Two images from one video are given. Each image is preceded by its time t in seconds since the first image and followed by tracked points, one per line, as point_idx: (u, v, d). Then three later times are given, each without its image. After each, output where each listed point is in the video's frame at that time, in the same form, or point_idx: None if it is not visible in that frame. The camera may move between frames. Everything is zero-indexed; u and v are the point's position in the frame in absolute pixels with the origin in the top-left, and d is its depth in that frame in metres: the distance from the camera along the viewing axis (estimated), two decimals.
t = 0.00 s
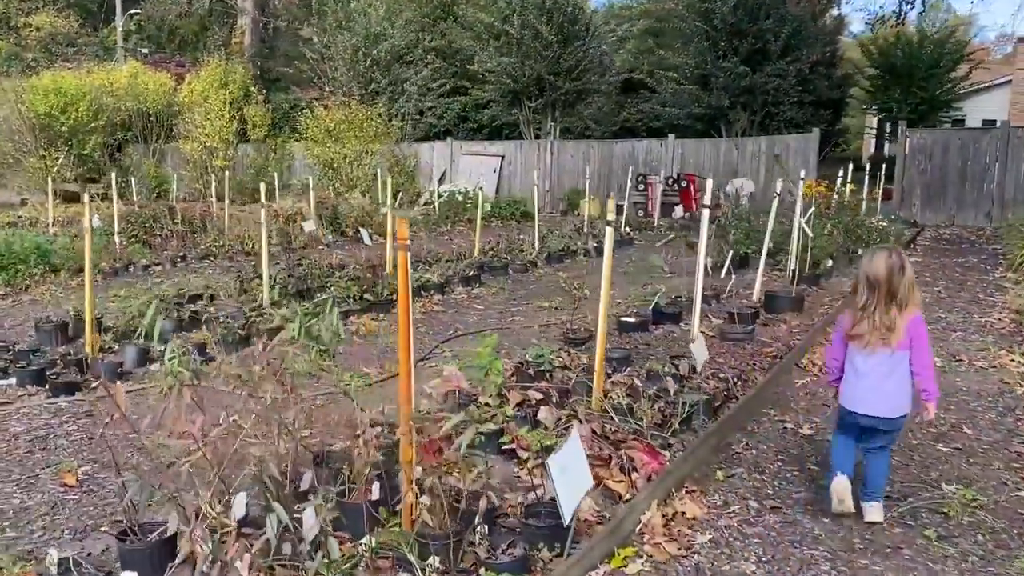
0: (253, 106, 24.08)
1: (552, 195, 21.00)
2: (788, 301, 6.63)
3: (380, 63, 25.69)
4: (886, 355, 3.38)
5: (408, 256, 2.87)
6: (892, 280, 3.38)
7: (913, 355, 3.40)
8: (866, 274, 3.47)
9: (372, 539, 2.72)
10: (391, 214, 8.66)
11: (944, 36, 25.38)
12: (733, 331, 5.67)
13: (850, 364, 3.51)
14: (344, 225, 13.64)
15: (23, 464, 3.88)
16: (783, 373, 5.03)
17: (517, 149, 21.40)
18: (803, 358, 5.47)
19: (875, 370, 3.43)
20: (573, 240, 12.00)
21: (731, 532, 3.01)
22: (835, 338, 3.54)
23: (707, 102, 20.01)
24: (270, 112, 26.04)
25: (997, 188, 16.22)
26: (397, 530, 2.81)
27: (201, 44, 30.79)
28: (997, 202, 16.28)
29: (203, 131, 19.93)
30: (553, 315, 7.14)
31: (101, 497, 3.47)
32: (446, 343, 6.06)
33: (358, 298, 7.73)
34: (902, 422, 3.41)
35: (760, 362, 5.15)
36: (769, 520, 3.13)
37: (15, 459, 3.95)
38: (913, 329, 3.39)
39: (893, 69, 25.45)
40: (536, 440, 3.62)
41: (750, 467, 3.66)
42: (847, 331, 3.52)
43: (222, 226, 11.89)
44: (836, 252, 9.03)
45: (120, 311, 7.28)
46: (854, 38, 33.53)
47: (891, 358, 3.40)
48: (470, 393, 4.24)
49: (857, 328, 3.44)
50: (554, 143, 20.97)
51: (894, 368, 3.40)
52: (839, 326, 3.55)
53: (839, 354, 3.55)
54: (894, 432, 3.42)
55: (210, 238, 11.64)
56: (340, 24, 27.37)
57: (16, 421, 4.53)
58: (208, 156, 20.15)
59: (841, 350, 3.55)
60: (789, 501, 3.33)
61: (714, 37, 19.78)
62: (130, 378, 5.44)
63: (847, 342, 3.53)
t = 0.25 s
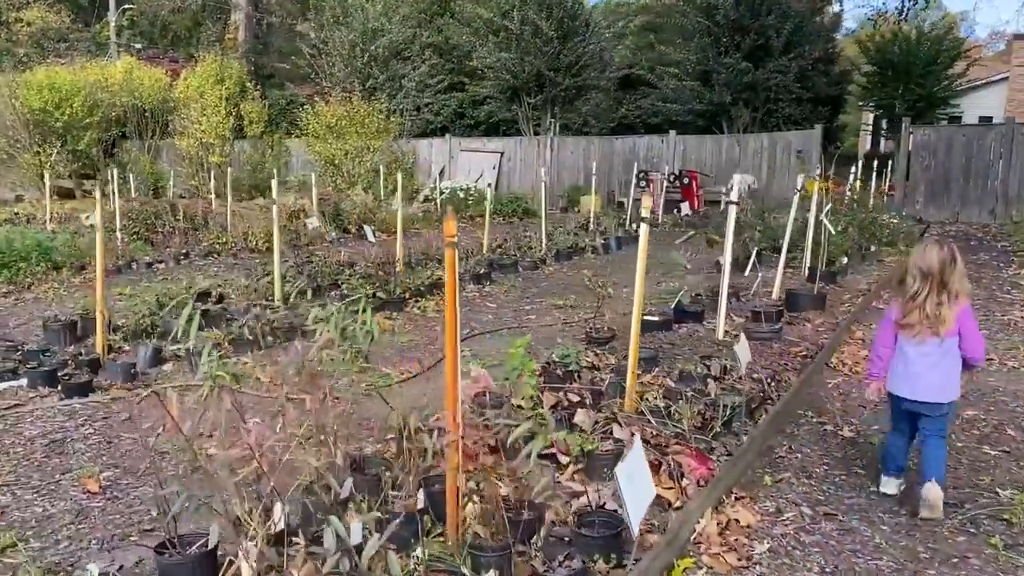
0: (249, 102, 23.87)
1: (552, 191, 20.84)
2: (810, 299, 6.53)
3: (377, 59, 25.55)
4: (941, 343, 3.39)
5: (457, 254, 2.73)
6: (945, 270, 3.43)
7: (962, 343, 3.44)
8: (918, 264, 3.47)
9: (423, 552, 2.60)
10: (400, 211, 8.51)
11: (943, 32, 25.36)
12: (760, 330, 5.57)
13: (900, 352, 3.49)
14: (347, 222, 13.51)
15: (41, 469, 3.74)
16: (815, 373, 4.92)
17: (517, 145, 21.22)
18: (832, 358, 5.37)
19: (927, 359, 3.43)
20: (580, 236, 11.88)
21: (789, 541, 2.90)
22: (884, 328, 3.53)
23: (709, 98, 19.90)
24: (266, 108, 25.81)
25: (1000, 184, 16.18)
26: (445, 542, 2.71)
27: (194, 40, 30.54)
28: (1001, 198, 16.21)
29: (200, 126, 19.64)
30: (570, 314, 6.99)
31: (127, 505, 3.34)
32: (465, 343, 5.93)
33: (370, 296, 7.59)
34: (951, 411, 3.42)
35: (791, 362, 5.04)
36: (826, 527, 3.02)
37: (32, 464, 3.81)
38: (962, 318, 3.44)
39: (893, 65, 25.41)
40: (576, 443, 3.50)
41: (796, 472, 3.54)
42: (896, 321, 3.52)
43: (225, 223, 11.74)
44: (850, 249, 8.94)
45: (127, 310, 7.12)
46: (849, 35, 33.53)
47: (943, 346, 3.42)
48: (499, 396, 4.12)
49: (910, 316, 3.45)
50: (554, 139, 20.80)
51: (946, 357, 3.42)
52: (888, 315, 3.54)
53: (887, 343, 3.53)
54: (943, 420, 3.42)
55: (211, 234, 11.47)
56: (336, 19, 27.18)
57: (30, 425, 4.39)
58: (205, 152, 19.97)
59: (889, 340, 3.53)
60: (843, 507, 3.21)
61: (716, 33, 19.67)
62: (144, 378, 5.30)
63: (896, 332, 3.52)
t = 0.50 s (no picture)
0: (245, 98, 23.68)
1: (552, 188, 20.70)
2: (833, 298, 6.44)
3: (375, 55, 25.48)
4: (986, 333, 3.46)
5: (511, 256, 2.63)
6: (994, 263, 3.45)
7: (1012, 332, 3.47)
8: (964, 257, 3.52)
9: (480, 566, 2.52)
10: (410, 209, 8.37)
11: (941, 29, 25.34)
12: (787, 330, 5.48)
13: (948, 341, 3.59)
14: (349, 219, 13.39)
15: (63, 478, 3.61)
16: (849, 375, 4.83)
17: (516, 142, 21.07)
18: (862, 358, 5.28)
19: (975, 348, 3.51)
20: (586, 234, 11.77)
21: (852, 553, 2.81)
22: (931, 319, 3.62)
23: (711, 94, 19.82)
24: (262, 104, 25.61)
25: (1003, 181, 16.07)
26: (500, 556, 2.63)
27: (186, 36, 30.31)
28: (1003, 195, 16.11)
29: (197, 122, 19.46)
30: (585, 314, 6.88)
31: (158, 517, 3.22)
32: (485, 344, 5.83)
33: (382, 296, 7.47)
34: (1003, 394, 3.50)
35: (823, 364, 4.95)
36: (886, 539, 2.94)
37: (53, 472, 3.68)
38: (1011, 307, 3.46)
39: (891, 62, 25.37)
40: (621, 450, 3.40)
41: (846, 479, 3.45)
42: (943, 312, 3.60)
43: (227, 220, 11.60)
44: (864, 247, 8.87)
45: (136, 310, 6.98)
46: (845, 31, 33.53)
47: (990, 335, 3.48)
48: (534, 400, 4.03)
49: (956, 306, 3.51)
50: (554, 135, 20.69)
51: (994, 346, 3.47)
52: (934, 306, 3.63)
53: (935, 332, 3.62)
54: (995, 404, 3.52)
55: (214, 232, 11.34)
56: (332, 15, 26.99)
57: (46, 430, 4.25)
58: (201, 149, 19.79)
59: (937, 329, 3.62)
60: (900, 516, 3.12)
61: (717, 29, 19.58)
62: (159, 381, 5.16)
63: (943, 321, 3.61)
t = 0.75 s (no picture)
0: (239, 92, 23.46)
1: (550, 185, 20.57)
2: (854, 296, 6.34)
3: (370, 50, 25.24)
4: None
5: (564, 256, 2.50)
6: None
7: None
8: None
9: None
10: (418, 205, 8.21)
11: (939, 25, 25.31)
12: (812, 330, 5.39)
13: (1000, 334, 3.56)
14: (349, 215, 13.18)
15: (79, 487, 3.46)
16: (881, 375, 4.71)
17: (514, 138, 20.91)
18: (890, 358, 5.18)
19: None
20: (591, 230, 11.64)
21: (915, 565, 2.70)
22: (987, 309, 3.58)
23: (711, 90, 19.72)
24: (255, 99, 25.37)
25: (1005, 178, 16.06)
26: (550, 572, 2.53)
27: (177, 30, 30.02)
28: (1005, 192, 16.13)
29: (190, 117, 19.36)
30: (601, 313, 6.75)
31: (184, 529, 3.08)
32: (503, 344, 5.70)
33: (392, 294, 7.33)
34: None
35: (853, 365, 4.85)
36: (948, 549, 2.83)
37: (69, 480, 3.53)
38: None
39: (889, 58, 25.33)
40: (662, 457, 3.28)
41: (896, 486, 3.33)
42: (1000, 304, 3.56)
43: (226, 217, 11.43)
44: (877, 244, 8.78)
45: (140, 309, 6.81)
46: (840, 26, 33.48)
47: None
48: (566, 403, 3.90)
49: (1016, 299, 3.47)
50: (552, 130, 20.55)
51: None
52: (992, 297, 3.58)
53: (988, 323, 3.59)
54: None
55: (214, 228, 11.19)
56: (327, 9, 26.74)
57: (59, 436, 4.10)
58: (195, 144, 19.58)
59: (990, 320, 3.59)
60: (958, 526, 3.01)
61: (718, 24, 19.47)
62: (169, 383, 5.00)
63: (998, 313, 3.57)
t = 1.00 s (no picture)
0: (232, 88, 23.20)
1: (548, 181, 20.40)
2: (875, 293, 6.24)
3: (365, 45, 25.16)
4: None
5: (621, 253, 2.30)
6: None
7: None
8: None
9: None
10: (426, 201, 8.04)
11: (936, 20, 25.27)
12: (839, 329, 5.28)
13: None
14: (349, 211, 12.99)
15: (96, 495, 3.30)
16: (915, 375, 4.58)
17: (511, 134, 20.71)
18: (920, 357, 5.06)
19: None
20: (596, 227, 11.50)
21: None
22: None
23: (710, 86, 19.61)
24: (250, 94, 25.13)
25: (1007, 174, 16.02)
26: None
27: (168, 25, 29.75)
28: (1007, 188, 16.10)
29: (183, 113, 19.25)
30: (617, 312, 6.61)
31: (211, 541, 2.92)
32: (521, 344, 5.55)
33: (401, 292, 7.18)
34: None
35: (885, 365, 4.72)
36: (1017, 561, 2.70)
37: (85, 488, 3.37)
38: None
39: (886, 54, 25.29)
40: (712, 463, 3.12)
41: (951, 493, 3.20)
42: None
43: (226, 214, 11.25)
44: (890, 241, 8.68)
45: (144, 308, 6.63)
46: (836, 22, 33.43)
47: None
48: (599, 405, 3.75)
49: None
50: (550, 126, 20.39)
51: None
52: None
53: None
54: None
55: (213, 225, 11.02)
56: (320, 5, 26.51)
57: (68, 441, 3.93)
58: (188, 140, 19.38)
59: None
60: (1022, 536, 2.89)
61: (717, 19, 19.35)
62: (180, 384, 4.84)
63: None
